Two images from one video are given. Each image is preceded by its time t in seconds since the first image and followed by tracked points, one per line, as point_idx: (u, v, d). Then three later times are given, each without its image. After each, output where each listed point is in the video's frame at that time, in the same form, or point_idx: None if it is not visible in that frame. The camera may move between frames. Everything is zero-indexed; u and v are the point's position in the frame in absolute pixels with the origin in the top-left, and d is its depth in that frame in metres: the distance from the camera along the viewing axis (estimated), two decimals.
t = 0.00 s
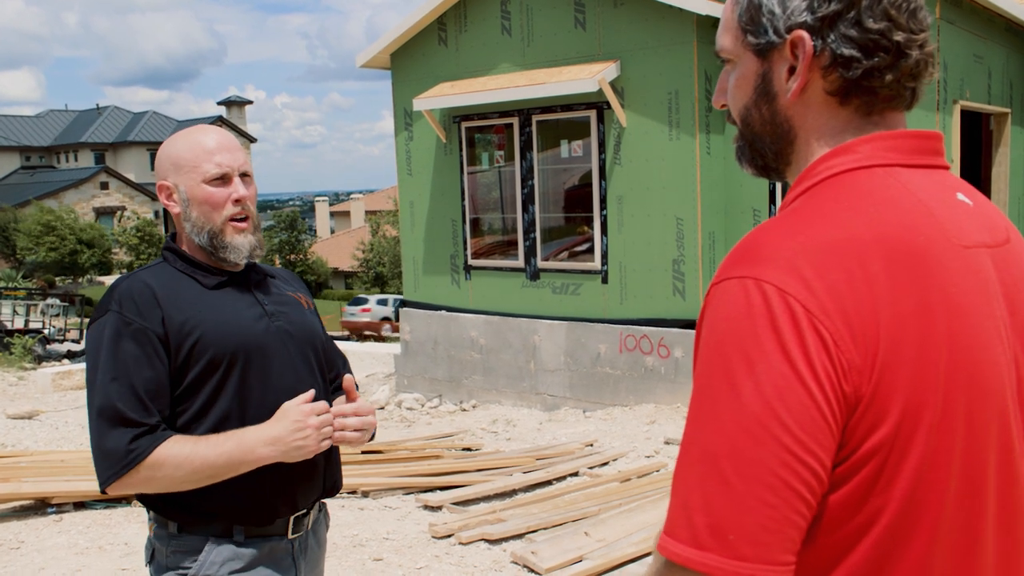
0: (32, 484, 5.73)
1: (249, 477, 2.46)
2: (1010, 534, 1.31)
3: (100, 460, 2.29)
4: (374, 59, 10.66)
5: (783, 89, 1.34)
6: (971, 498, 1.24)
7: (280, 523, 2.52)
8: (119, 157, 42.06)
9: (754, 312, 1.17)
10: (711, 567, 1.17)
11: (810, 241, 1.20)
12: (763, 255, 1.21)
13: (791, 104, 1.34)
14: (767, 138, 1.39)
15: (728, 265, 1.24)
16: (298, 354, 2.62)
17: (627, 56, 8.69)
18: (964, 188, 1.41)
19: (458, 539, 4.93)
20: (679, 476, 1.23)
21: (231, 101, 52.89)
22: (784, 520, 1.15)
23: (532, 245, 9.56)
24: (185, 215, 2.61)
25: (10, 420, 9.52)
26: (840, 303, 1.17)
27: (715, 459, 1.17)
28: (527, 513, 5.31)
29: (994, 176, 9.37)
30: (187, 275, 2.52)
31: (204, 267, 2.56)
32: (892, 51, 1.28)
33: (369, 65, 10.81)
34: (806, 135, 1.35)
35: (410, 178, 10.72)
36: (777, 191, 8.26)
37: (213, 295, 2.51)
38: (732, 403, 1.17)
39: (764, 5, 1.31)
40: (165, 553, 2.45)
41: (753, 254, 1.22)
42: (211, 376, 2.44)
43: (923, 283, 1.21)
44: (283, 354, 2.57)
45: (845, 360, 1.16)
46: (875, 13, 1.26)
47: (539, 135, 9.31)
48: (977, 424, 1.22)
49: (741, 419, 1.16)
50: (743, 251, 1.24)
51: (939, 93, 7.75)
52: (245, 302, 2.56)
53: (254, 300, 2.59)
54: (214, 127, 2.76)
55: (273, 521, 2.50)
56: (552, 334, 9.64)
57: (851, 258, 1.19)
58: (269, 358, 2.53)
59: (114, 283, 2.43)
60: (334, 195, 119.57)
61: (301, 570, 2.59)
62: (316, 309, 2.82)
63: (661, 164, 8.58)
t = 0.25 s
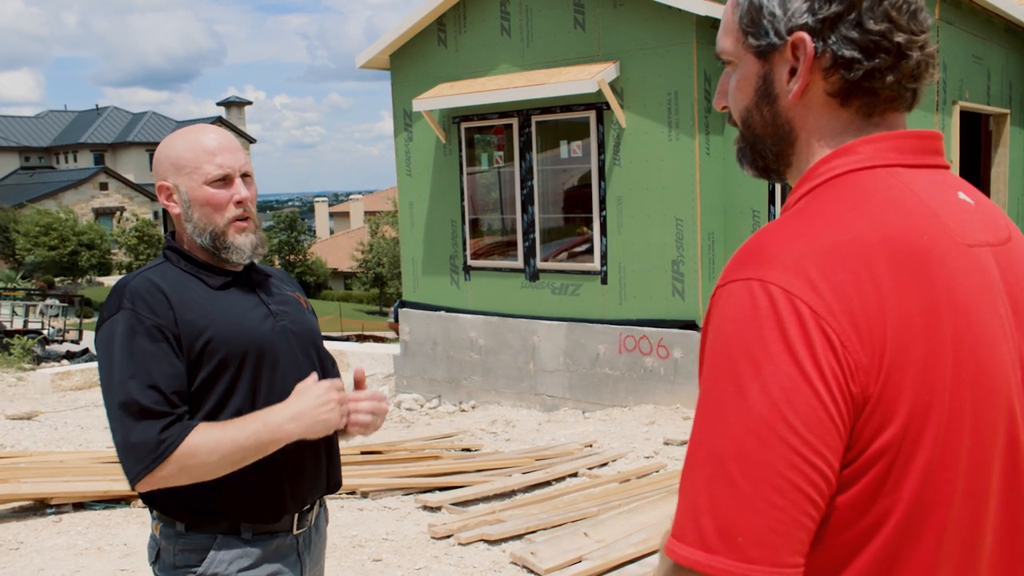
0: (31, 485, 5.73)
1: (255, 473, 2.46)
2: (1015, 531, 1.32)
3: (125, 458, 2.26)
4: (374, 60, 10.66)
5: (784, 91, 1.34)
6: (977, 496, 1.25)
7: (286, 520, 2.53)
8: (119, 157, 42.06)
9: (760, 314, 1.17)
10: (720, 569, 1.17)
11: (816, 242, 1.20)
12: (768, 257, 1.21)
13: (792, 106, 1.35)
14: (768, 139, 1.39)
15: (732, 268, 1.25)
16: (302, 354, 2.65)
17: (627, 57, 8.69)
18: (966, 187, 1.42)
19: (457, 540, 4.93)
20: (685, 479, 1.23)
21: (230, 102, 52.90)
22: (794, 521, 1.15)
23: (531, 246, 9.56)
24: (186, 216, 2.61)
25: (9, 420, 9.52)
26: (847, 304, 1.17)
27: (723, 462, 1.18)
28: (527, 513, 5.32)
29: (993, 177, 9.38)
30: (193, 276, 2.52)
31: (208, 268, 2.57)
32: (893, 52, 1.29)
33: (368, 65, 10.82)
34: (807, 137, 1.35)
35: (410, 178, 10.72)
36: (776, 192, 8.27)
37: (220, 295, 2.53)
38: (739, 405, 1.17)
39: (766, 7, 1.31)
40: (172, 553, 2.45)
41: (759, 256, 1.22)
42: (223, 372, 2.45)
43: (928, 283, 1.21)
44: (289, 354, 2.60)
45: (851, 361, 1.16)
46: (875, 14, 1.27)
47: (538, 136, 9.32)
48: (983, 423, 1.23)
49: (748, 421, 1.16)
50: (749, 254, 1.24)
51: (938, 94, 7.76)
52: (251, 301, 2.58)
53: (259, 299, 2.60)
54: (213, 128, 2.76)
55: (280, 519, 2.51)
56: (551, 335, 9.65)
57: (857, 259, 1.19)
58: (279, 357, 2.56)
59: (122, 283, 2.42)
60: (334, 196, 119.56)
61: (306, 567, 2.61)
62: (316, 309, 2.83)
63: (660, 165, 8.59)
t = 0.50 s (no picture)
0: (29, 484, 5.73)
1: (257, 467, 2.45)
2: (1017, 530, 1.32)
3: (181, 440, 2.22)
4: (372, 59, 10.66)
5: (784, 91, 1.34)
6: (980, 494, 1.25)
7: (282, 516, 2.54)
8: (116, 156, 42.02)
9: (764, 314, 1.17)
10: (722, 568, 1.18)
11: (819, 242, 1.20)
12: (771, 257, 1.21)
13: (792, 107, 1.35)
14: (769, 140, 1.40)
15: (735, 268, 1.25)
16: (305, 352, 2.66)
17: (626, 56, 8.70)
18: (967, 186, 1.42)
19: (455, 539, 4.93)
20: (688, 477, 1.23)
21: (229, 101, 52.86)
22: (798, 520, 1.16)
23: (530, 245, 9.56)
24: (186, 215, 2.60)
25: (6, 420, 9.51)
26: (849, 303, 1.17)
27: (725, 461, 1.18)
28: (525, 513, 5.32)
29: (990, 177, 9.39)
30: (199, 273, 2.52)
31: (211, 265, 2.57)
32: (893, 52, 1.29)
33: (367, 65, 10.82)
34: (807, 137, 1.36)
35: (408, 178, 10.72)
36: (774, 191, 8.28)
37: (227, 292, 2.53)
38: (742, 404, 1.17)
39: (766, 8, 1.31)
40: (169, 549, 2.45)
41: (761, 256, 1.22)
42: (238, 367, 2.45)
43: (929, 282, 1.21)
44: (292, 352, 2.61)
45: (854, 360, 1.16)
46: (875, 15, 1.27)
47: (536, 135, 9.32)
48: (984, 422, 1.23)
49: (751, 420, 1.16)
50: (751, 253, 1.24)
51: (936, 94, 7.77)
52: (255, 299, 2.58)
53: (262, 298, 2.61)
54: (212, 126, 2.75)
55: (278, 515, 2.51)
56: (549, 335, 9.65)
57: (860, 258, 1.19)
58: (285, 354, 2.58)
59: (134, 277, 2.41)
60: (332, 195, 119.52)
61: (303, 561, 2.63)
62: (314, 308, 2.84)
63: (659, 165, 8.59)
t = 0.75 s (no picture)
0: (29, 486, 5.72)
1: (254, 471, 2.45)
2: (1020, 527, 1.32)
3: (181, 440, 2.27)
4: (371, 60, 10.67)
5: (786, 91, 1.34)
6: (982, 490, 1.25)
7: (283, 517, 2.53)
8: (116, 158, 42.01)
9: (764, 312, 1.18)
10: (722, 563, 1.18)
11: (818, 240, 1.20)
12: (770, 255, 1.21)
13: (794, 107, 1.35)
14: (770, 140, 1.40)
15: (736, 266, 1.25)
16: (307, 353, 2.66)
17: (625, 57, 8.70)
18: (968, 184, 1.42)
19: (456, 540, 4.93)
20: (689, 475, 1.24)
21: (228, 101, 52.89)
22: (797, 516, 1.16)
23: (530, 246, 9.57)
24: (182, 217, 2.59)
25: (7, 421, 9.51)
26: (850, 300, 1.17)
27: (724, 457, 1.18)
28: (526, 513, 5.32)
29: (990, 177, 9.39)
30: (201, 273, 2.52)
31: (212, 266, 2.57)
32: (893, 53, 1.29)
33: (366, 66, 10.82)
34: (809, 137, 1.36)
35: (408, 179, 10.73)
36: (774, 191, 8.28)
37: (230, 293, 2.53)
38: (742, 401, 1.17)
39: (767, 8, 1.31)
40: (170, 547, 2.45)
41: (761, 254, 1.23)
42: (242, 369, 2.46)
43: (929, 279, 1.21)
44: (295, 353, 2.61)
45: (853, 356, 1.16)
46: (876, 15, 1.27)
47: (536, 136, 9.32)
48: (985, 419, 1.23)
49: (751, 417, 1.16)
50: (752, 251, 1.24)
51: (936, 94, 7.77)
52: (258, 301, 2.58)
53: (263, 299, 2.61)
54: (205, 127, 2.74)
55: (278, 515, 2.51)
56: (550, 336, 9.65)
57: (860, 255, 1.20)
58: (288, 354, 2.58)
59: (141, 275, 2.41)
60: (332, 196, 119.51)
61: (302, 561, 2.63)
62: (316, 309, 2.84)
63: (658, 165, 8.59)
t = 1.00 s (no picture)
0: (32, 486, 5.73)
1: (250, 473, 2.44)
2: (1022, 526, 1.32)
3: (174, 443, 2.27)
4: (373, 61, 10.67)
5: (788, 91, 1.34)
6: (984, 488, 1.24)
7: (281, 519, 2.52)
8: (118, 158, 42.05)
9: (764, 311, 1.17)
10: (722, 561, 1.17)
11: (818, 238, 1.20)
12: (770, 253, 1.21)
13: (796, 106, 1.34)
14: (773, 139, 1.39)
15: (737, 265, 1.25)
16: (305, 353, 2.65)
17: (627, 57, 8.70)
18: (970, 182, 1.42)
19: (458, 540, 4.93)
20: (690, 473, 1.23)
21: (230, 102, 52.94)
22: (798, 514, 1.15)
23: (532, 246, 9.56)
24: (181, 220, 2.59)
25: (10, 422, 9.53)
26: (851, 298, 1.17)
27: (725, 456, 1.18)
28: (528, 513, 5.32)
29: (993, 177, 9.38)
30: (196, 275, 2.52)
31: (211, 268, 2.57)
32: (896, 52, 1.29)
33: (368, 67, 10.83)
34: (811, 137, 1.35)
35: (410, 179, 10.73)
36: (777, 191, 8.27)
37: (226, 295, 2.52)
38: (743, 398, 1.17)
39: (769, 8, 1.31)
40: (167, 549, 2.46)
41: (762, 252, 1.22)
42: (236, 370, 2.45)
43: (930, 277, 1.21)
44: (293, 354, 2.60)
45: (854, 354, 1.16)
46: (878, 15, 1.26)
47: (538, 137, 9.32)
48: (988, 417, 1.22)
49: (751, 415, 1.16)
50: (752, 250, 1.24)
51: (938, 93, 7.75)
52: (255, 302, 2.58)
53: (260, 300, 2.61)
54: (203, 128, 2.72)
55: (276, 518, 2.51)
56: (552, 336, 9.64)
57: (861, 253, 1.19)
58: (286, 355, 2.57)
59: (135, 279, 2.41)
60: (334, 197, 119.56)
61: (302, 564, 2.61)
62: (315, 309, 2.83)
63: (660, 165, 8.58)
